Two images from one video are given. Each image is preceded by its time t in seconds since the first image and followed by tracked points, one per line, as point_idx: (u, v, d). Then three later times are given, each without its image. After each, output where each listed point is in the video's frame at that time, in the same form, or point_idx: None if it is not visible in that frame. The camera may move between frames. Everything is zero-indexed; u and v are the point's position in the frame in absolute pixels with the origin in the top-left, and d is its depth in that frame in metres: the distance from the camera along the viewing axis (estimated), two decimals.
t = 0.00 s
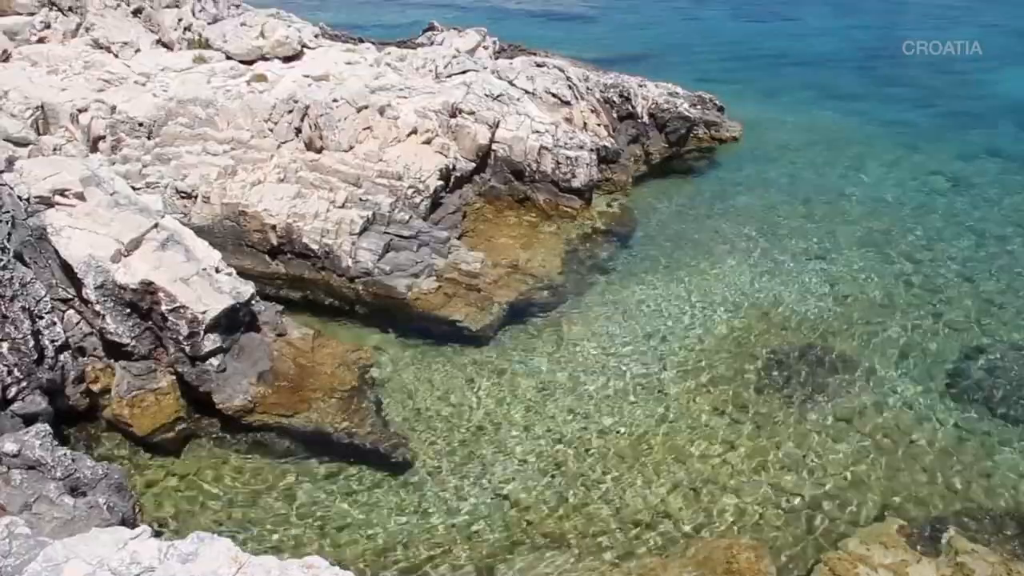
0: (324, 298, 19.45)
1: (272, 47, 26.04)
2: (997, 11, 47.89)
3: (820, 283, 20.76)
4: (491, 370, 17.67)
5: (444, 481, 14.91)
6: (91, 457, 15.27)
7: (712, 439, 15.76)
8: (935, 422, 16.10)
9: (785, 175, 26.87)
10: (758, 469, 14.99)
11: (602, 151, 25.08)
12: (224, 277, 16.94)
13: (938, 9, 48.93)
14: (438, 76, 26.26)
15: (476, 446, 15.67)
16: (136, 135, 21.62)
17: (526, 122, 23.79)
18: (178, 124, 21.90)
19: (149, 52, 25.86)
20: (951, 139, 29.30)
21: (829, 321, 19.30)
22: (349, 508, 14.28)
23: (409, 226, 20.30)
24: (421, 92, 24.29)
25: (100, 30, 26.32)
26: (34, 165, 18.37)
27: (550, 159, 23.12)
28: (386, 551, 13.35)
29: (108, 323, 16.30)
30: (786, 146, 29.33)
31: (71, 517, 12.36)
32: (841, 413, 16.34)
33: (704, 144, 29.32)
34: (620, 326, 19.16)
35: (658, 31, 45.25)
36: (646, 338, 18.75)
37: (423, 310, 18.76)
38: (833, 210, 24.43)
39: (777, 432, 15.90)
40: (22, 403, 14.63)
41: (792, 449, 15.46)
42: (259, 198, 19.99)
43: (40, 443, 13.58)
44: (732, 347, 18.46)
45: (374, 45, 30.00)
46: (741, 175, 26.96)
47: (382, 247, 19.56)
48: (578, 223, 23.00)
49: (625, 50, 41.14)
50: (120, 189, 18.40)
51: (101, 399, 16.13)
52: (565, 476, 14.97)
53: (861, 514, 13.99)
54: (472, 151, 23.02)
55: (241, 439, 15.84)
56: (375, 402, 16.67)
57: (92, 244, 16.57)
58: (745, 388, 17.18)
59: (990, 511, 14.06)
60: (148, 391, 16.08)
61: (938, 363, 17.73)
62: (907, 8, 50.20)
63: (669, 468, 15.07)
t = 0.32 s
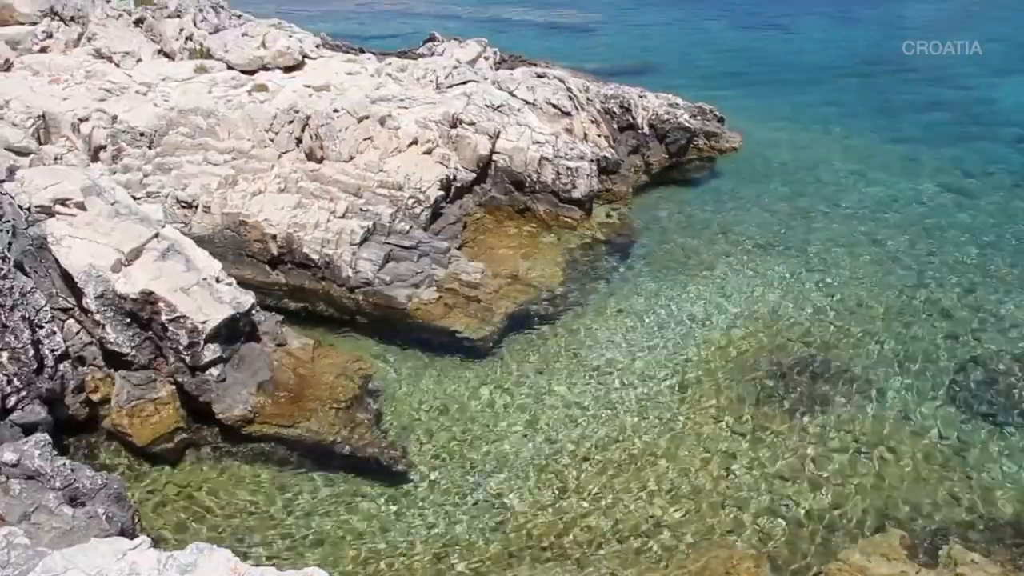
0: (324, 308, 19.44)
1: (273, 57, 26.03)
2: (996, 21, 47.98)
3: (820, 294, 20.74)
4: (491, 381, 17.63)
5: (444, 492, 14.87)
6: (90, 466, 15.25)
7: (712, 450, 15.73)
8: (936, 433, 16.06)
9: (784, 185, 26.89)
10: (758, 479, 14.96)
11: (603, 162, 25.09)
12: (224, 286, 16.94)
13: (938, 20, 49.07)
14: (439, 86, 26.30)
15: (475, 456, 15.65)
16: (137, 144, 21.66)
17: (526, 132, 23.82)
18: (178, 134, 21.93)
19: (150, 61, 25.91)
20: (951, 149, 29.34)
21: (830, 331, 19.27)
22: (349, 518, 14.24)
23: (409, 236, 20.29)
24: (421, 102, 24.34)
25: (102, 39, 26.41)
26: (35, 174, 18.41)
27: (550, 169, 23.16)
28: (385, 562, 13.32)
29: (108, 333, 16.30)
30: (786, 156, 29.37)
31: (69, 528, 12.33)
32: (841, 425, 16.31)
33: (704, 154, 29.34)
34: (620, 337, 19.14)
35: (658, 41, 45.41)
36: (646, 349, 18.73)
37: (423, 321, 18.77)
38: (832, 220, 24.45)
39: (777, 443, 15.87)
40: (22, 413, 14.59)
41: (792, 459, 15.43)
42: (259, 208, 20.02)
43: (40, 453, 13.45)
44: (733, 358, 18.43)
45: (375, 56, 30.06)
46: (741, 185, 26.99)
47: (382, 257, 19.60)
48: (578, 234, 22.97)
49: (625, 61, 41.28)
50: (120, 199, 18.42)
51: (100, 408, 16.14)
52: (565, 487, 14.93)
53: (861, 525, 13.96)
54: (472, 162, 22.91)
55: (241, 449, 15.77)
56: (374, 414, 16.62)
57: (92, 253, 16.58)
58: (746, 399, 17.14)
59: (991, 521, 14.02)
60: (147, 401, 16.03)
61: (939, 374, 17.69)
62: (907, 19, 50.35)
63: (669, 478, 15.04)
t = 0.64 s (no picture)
0: (323, 319, 19.42)
1: (274, 68, 26.06)
2: (994, 33, 48.10)
3: (820, 305, 20.74)
4: (491, 393, 17.61)
5: (444, 502, 14.85)
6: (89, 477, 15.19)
7: (712, 461, 15.70)
8: (935, 444, 16.05)
9: (783, 197, 26.95)
10: (759, 491, 14.92)
11: (603, 173, 25.10)
12: (224, 297, 16.94)
13: (936, 32, 49.23)
14: (439, 97, 26.35)
15: (474, 467, 15.64)
16: (138, 155, 21.68)
17: (526, 143, 23.85)
18: (179, 144, 21.96)
19: (151, 72, 25.95)
20: (950, 161, 29.40)
21: (829, 343, 19.26)
22: (349, 529, 14.22)
23: (409, 247, 20.29)
24: (421, 113, 24.40)
25: (103, 50, 26.45)
26: (35, 184, 18.42)
27: (550, 180, 23.13)
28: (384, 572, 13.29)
29: (107, 343, 16.29)
30: (785, 167, 29.43)
31: (68, 539, 12.29)
32: (842, 436, 16.28)
33: (704, 165, 29.37)
34: (620, 348, 19.13)
35: (657, 53, 45.57)
36: (646, 360, 18.71)
37: (423, 332, 18.75)
38: (831, 231, 24.48)
39: (777, 454, 15.87)
40: (21, 423, 14.50)
41: (792, 471, 15.40)
42: (259, 218, 20.03)
43: (39, 464, 13.44)
44: (733, 370, 18.40)
45: (376, 67, 30.13)
46: (740, 197, 27.02)
47: (382, 268, 19.59)
48: (578, 245, 22.95)
49: (624, 72, 41.39)
50: (121, 209, 18.44)
51: (100, 418, 16.13)
52: (565, 498, 14.90)
53: (861, 536, 13.92)
54: (472, 173, 22.84)
55: (240, 459, 15.81)
56: (375, 425, 16.56)
57: (93, 264, 16.64)
58: (746, 410, 17.12)
59: (991, 533, 14.01)
60: (147, 411, 15.98)
61: (939, 386, 17.69)
62: (907, 31, 50.50)
63: (669, 490, 15.00)
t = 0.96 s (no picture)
0: (323, 331, 19.40)
1: (275, 79, 26.09)
2: (996, 45, 48.15)
3: (820, 316, 20.71)
4: (491, 405, 17.57)
5: (444, 514, 14.80)
6: (87, 488, 15.15)
7: (712, 473, 15.66)
8: (936, 456, 16.01)
9: (783, 208, 26.98)
10: (759, 503, 14.87)
11: (603, 185, 25.10)
12: (224, 308, 16.95)
13: (936, 44, 49.30)
14: (439, 109, 26.38)
15: (474, 479, 15.59)
16: (138, 166, 21.73)
17: (526, 155, 23.85)
18: (179, 155, 21.98)
19: (151, 83, 25.99)
20: (950, 172, 29.41)
21: (829, 355, 19.23)
22: (349, 540, 14.17)
23: (409, 259, 20.29)
24: (421, 124, 24.45)
25: (104, 61, 26.50)
26: (35, 195, 18.42)
27: (550, 193, 23.12)
28: None
29: (107, 354, 16.26)
30: (785, 178, 29.47)
31: (66, 551, 12.28)
32: (843, 448, 16.23)
33: (704, 177, 29.39)
34: (620, 360, 19.10)
35: (657, 64, 45.69)
36: (645, 372, 18.68)
37: (423, 343, 18.72)
38: (831, 242, 24.49)
39: (777, 466, 15.83)
40: (20, 434, 14.50)
41: (792, 483, 15.36)
42: (259, 230, 20.04)
43: (37, 475, 13.42)
44: (734, 382, 18.35)
45: (375, 78, 30.17)
46: (740, 208, 27.03)
47: (382, 279, 19.60)
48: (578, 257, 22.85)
49: (624, 84, 41.48)
50: (121, 220, 18.46)
51: (99, 429, 16.08)
52: (565, 510, 14.86)
53: (862, 548, 13.87)
54: (472, 185, 22.85)
55: (240, 470, 15.76)
56: (374, 436, 16.55)
57: (93, 275, 16.63)
58: (746, 422, 17.08)
59: (992, 545, 13.96)
60: (145, 422, 16.03)
61: (939, 398, 17.65)
62: (906, 42, 50.67)
63: (669, 502, 14.95)
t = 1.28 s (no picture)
0: (323, 343, 19.42)
1: (275, 92, 26.18)
2: (994, 57, 48.34)
3: (819, 329, 20.72)
4: (491, 418, 17.55)
5: (443, 527, 14.77)
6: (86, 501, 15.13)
7: (712, 487, 15.61)
8: (935, 468, 15.98)
9: (782, 221, 27.03)
10: (759, 516, 14.83)
11: (602, 197, 25.18)
12: (224, 321, 16.96)
13: (935, 56, 49.47)
14: (439, 122, 26.45)
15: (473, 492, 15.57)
16: (138, 178, 21.77)
17: (526, 168, 23.87)
18: (179, 168, 22.02)
19: (151, 96, 26.04)
20: (949, 184, 29.50)
21: (829, 368, 19.21)
22: (349, 553, 14.15)
23: (409, 271, 20.30)
24: (421, 137, 24.50)
25: (105, 74, 26.57)
26: (35, 208, 18.45)
27: (549, 206, 23.08)
28: None
29: (107, 367, 16.24)
30: (784, 191, 29.54)
31: (65, 564, 12.24)
32: (843, 461, 16.21)
33: (703, 190, 29.43)
34: (619, 373, 19.09)
35: (656, 77, 45.80)
36: (646, 386, 18.64)
37: (422, 356, 18.67)
38: (831, 254, 24.54)
39: (777, 478, 15.79)
40: (18, 447, 14.49)
41: (792, 496, 15.32)
42: (259, 242, 20.06)
43: (35, 488, 13.37)
44: (734, 395, 18.32)
45: (375, 91, 30.23)
46: (739, 221, 27.07)
47: (382, 292, 19.59)
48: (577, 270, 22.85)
49: (623, 96, 41.58)
50: (121, 233, 18.48)
51: (97, 441, 16.05)
52: (565, 523, 14.82)
53: (862, 561, 13.83)
54: (472, 198, 22.94)
55: (239, 483, 15.73)
56: (374, 449, 16.55)
57: (92, 287, 16.68)
58: (746, 436, 17.04)
59: (993, 558, 13.92)
60: (144, 435, 15.97)
61: (939, 410, 17.65)
62: (904, 54, 50.86)
63: (669, 516, 14.92)
